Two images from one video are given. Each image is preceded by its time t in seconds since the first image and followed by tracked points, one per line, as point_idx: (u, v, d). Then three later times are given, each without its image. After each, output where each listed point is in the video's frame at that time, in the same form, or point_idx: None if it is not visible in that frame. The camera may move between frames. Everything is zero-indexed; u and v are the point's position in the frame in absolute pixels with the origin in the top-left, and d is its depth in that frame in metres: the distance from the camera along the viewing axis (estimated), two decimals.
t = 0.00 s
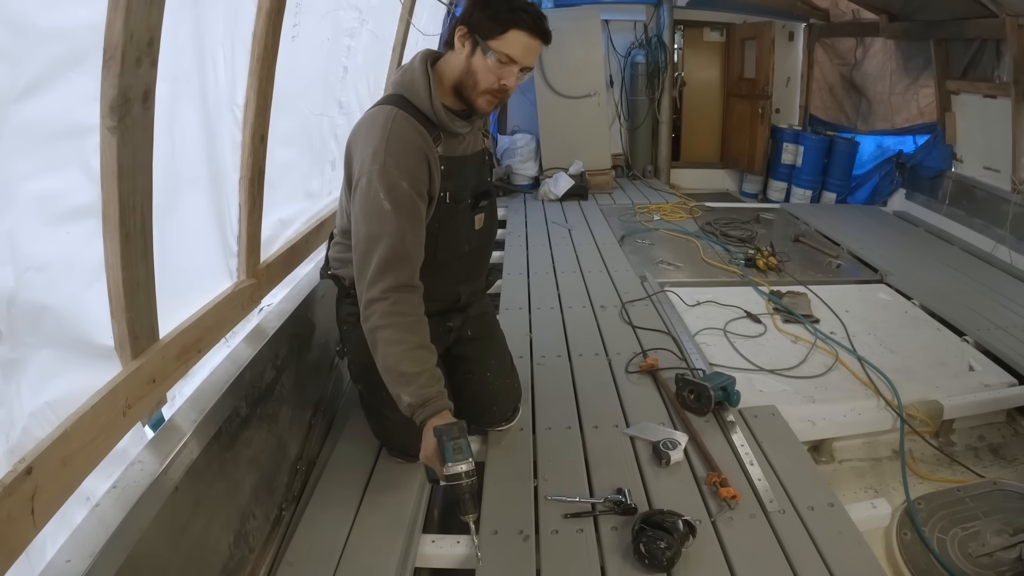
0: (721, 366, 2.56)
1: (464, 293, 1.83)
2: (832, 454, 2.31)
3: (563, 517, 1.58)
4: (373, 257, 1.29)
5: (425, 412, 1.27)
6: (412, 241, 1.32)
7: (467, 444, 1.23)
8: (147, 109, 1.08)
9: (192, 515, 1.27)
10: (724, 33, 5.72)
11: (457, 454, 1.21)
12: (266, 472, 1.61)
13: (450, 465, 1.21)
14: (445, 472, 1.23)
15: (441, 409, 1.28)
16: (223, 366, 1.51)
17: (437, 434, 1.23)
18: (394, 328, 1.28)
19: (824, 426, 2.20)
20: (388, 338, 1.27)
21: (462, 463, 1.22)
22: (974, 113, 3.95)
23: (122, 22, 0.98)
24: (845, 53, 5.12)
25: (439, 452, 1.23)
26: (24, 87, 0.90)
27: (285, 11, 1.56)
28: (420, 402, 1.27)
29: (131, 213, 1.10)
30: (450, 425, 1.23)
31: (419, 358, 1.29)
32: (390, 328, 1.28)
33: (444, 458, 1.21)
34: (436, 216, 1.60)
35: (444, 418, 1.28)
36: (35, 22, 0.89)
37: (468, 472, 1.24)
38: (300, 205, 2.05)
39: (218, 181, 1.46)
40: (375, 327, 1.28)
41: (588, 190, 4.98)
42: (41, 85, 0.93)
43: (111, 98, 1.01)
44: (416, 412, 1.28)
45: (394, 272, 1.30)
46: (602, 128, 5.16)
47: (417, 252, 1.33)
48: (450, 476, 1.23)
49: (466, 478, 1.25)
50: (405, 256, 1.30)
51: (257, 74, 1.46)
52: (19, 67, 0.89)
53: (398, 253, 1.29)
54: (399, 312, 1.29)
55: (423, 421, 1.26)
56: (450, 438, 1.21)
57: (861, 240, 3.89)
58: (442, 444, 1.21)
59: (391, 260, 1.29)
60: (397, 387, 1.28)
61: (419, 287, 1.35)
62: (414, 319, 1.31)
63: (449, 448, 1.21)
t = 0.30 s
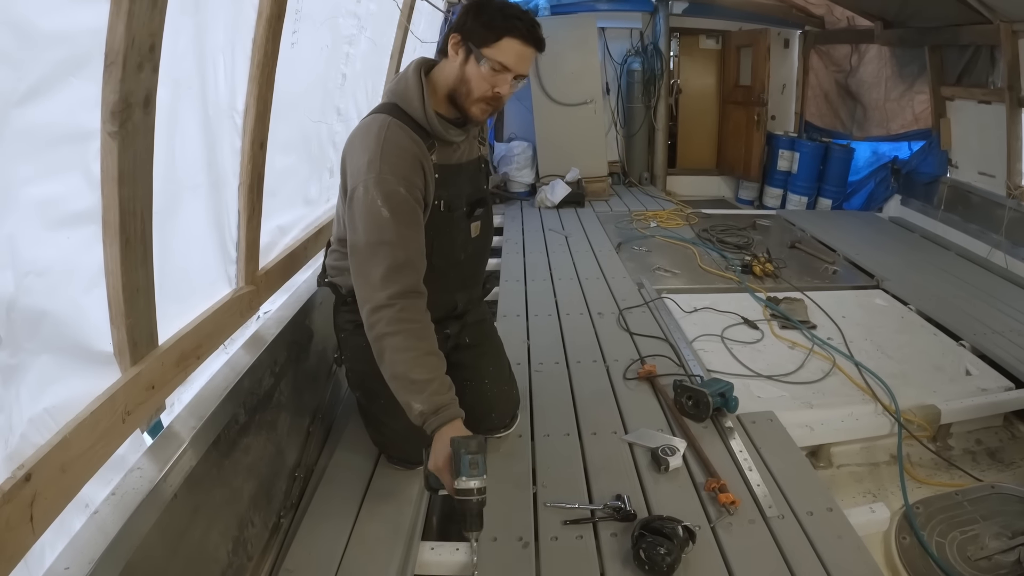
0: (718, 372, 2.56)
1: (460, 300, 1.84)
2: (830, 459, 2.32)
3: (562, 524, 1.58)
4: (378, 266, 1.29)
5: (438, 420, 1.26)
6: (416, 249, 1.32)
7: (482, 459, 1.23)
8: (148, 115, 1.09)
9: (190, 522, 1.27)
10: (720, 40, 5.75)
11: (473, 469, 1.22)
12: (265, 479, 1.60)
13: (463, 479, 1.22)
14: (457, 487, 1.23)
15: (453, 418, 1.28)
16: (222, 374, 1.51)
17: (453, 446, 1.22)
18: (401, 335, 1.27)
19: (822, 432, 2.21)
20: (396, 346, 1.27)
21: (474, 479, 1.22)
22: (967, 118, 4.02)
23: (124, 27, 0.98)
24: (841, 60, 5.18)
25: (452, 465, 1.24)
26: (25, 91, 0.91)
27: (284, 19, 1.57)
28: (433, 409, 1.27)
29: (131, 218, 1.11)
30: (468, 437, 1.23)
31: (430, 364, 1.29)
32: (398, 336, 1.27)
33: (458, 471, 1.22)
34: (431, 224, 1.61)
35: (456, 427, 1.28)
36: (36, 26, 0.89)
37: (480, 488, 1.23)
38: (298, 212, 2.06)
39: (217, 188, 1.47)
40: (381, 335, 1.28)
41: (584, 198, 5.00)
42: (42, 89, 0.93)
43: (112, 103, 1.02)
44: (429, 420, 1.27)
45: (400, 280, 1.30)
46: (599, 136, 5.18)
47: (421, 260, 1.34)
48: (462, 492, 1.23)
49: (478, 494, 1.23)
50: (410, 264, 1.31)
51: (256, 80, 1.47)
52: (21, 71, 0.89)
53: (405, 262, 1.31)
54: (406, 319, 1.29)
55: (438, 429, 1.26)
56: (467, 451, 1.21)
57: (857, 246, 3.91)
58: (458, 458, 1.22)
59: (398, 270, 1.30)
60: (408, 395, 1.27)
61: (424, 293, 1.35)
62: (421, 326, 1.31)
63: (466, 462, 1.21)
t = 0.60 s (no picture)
0: (717, 374, 2.56)
1: (460, 302, 1.84)
2: (828, 462, 2.32)
3: (560, 527, 1.58)
4: (376, 268, 1.29)
5: (435, 419, 1.27)
6: (415, 252, 1.32)
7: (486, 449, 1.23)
8: (147, 119, 1.10)
9: (190, 525, 1.27)
10: (718, 43, 5.76)
11: (478, 459, 1.20)
12: (264, 482, 1.60)
13: (471, 469, 1.19)
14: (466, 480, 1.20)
15: (452, 416, 1.29)
16: (222, 377, 1.52)
17: (456, 442, 1.23)
18: (399, 337, 1.28)
19: (820, 434, 2.21)
20: (393, 347, 1.27)
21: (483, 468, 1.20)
22: (966, 120, 4.03)
23: (124, 32, 0.99)
24: (839, 62, 5.21)
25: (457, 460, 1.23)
26: (26, 96, 0.91)
27: (284, 23, 1.58)
28: (431, 408, 1.27)
29: (131, 222, 1.11)
30: (470, 431, 1.24)
31: (427, 365, 1.30)
32: (395, 337, 1.28)
33: (465, 463, 1.20)
34: (432, 225, 1.62)
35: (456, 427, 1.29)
36: (36, 31, 0.90)
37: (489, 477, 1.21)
38: (297, 215, 2.06)
39: (217, 192, 1.47)
40: (378, 337, 1.28)
41: (583, 200, 5.01)
42: (42, 94, 0.94)
43: (111, 108, 1.02)
44: (426, 419, 1.27)
45: (399, 282, 1.30)
46: (597, 138, 5.19)
47: (419, 263, 1.34)
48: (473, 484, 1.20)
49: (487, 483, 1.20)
50: (410, 268, 1.31)
51: (256, 85, 1.48)
52: (21, 76, 0.90)
53: (403, 265, 1.30)
54: (402, 321, 1.29)
55: (435, 428, 1.26)
56: (471, 443, 1.22)
57: (856, 249, 3.92)
58: (462, 451, 1.21)
59: (396, 273, 1.29)
60: (405, 395, 1.28)
61: (421, 297, 1.35)
62: (419, 329, 1.31)
63: (471, 453, 1.20)
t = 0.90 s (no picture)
0: (714, 376, 2.57)
1: (458, 305, 1.85)
2: (824, 463, 2.32)
3: (556, 529, 1.59)
4: (380, 272, 1.30)
5: (424, 425, 1.29)
6: (420, 258, 1.33)
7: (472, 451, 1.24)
8: (144, 125, 1.10)
9: (187, 528, 1.28)
10: (715, 45, 5.80)
11: (464, 463, 1.22)
12: (260, 486, 1.61)
13: (457, 474, 1.21)
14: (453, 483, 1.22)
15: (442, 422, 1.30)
16: (218, 380, 1.53)
17: (441, 446, 1.24)
18: (397, 340, 1.29)
19: (816, 436, 2.22)
20: (392, 350, 1.28)
21: (468, 471, 1.22)
22: (964, 121, 4.05)
23: (120, 39, 1.00)
24: (836, 64, 5.21)
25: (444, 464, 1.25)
26: (24, 103, 0.92)
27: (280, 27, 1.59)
28: (422, 415, 1.29)
29: (128, 227, 1.12)
30: (454, 435, 1.25)
31: (423, 371, 1.31)
32: (394, 340, 1.29)
33: (449, 468, 1.22)
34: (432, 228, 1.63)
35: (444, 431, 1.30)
36: (34, 39, 0.90)
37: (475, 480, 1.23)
38: (294, 219, 2.07)
39: (213, 196, 1.48)
40: (377, 339, 1.29)
41: (580, 203, 5.02)
42: (40, 100, 0.95)
43: (109, 114, 1.03)
44: (418, 425, 1.29)
45: (399, 287, 1.31)
46: (595, 141, 5.20)
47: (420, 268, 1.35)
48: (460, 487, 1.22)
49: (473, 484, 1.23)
50: (412, 273, 1.32)
51: (252, 90, 1.49)
52: (19, 83, 0.91)
53: (406, 269, 1.31)
54: (403, 326, 1.30)
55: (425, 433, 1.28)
56: (454, 448, 1.23)
57: (853, 251, 3.93)
58: (447, 456, 1.22)
59: (397, 276, 1.30)
60: (400, 400, 1.29)
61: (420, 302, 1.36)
62: (417, 331, 1.32)
63: (455, 458, 1.22)
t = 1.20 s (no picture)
0: (708, 377, 2.58)
1: (451, 307, 1.86)
2: (818, 464, 2.33)
3: (549, 530, 1.60)
4: (364, 270, 1.30)
5: (409, 422, 1.29)
6: (405, 257, 1.33)
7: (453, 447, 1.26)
8: (138, 130, 1.11)
9: (182, 530, 1.28)
10: (711, 46, 5.85)
11: (445, 458, 1.23)
12: (255, 488, 1.61)
13: (439, 468, 1.22)
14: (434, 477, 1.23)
15: (426, 419, 1.30)
16: (213, 382, 1.53)
17: (424, 442, 1.25)
18: (382, 338, 1.29)
19: (810, 436, 2.23)
20: (376, 349, 1.29)
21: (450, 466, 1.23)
22: (958, 122, 4.07)
23: (114, 45, 1.00)
24: (831, 66, 5.24)
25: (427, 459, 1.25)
26: (18, 107, 0.92)
27: (274, 30, 1.60)
28: (406, 411, 1.28)
29: (122, 231, 1.12)
30: (437, 430, 1.27)
31: (406, 369, 1.31)
32: (378, 339, 1.29)
33: (432, 462, 1.23)
34: (424, 231, 1.64)
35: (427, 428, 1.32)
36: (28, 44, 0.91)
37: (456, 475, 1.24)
38: (289, 221, 2.08)
39: (207, 198, 1.48)
40: (362, 337, 1.30)
41: (576, 205, 5.03)
42: (35, 105, 0.95)
43: (103, 118, 1.04)
44: (402, 421, 1.29)
45: (385, 285, 1.31)
46: (590, 143, 5.22)
47: (407, 268, 1.35)
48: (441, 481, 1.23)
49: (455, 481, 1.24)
50: (396, 272, 1.32)
51: (246, 93, 1.49)
52: (14, 88, 0.91)
53: (391, 267, 1.31)
54: (389, 324, 1.31)
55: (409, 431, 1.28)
56: (437, 442, 1.24)
57: (847, 251, 3.95)
58: (429, 450, 1.24)
59: (383, 275, 1.30)
60: (384, 397, 1.29)
61: (405, 302, 1.36)
62: (401, 331, 1.32)
63: (437, 452, 1.23)
